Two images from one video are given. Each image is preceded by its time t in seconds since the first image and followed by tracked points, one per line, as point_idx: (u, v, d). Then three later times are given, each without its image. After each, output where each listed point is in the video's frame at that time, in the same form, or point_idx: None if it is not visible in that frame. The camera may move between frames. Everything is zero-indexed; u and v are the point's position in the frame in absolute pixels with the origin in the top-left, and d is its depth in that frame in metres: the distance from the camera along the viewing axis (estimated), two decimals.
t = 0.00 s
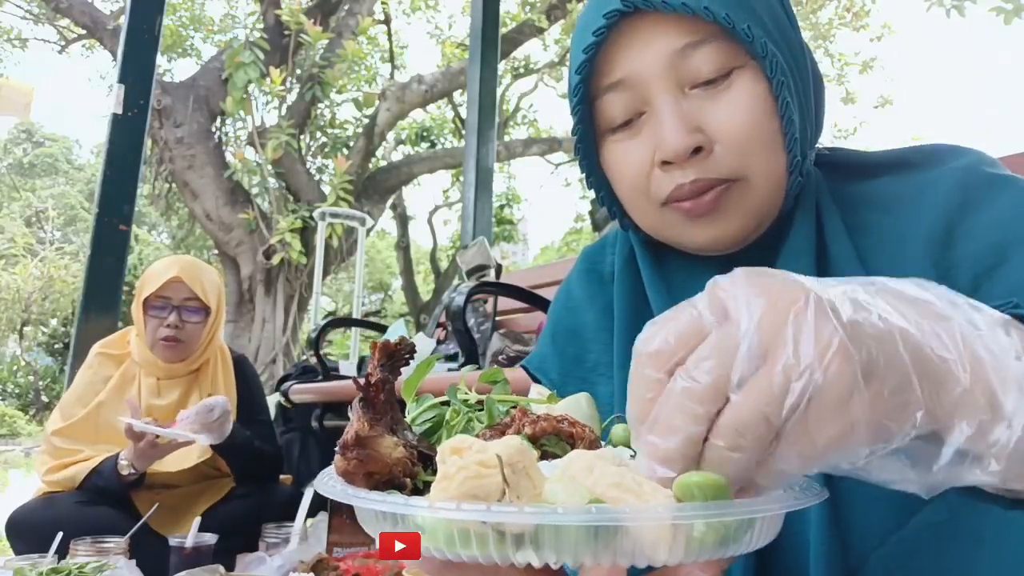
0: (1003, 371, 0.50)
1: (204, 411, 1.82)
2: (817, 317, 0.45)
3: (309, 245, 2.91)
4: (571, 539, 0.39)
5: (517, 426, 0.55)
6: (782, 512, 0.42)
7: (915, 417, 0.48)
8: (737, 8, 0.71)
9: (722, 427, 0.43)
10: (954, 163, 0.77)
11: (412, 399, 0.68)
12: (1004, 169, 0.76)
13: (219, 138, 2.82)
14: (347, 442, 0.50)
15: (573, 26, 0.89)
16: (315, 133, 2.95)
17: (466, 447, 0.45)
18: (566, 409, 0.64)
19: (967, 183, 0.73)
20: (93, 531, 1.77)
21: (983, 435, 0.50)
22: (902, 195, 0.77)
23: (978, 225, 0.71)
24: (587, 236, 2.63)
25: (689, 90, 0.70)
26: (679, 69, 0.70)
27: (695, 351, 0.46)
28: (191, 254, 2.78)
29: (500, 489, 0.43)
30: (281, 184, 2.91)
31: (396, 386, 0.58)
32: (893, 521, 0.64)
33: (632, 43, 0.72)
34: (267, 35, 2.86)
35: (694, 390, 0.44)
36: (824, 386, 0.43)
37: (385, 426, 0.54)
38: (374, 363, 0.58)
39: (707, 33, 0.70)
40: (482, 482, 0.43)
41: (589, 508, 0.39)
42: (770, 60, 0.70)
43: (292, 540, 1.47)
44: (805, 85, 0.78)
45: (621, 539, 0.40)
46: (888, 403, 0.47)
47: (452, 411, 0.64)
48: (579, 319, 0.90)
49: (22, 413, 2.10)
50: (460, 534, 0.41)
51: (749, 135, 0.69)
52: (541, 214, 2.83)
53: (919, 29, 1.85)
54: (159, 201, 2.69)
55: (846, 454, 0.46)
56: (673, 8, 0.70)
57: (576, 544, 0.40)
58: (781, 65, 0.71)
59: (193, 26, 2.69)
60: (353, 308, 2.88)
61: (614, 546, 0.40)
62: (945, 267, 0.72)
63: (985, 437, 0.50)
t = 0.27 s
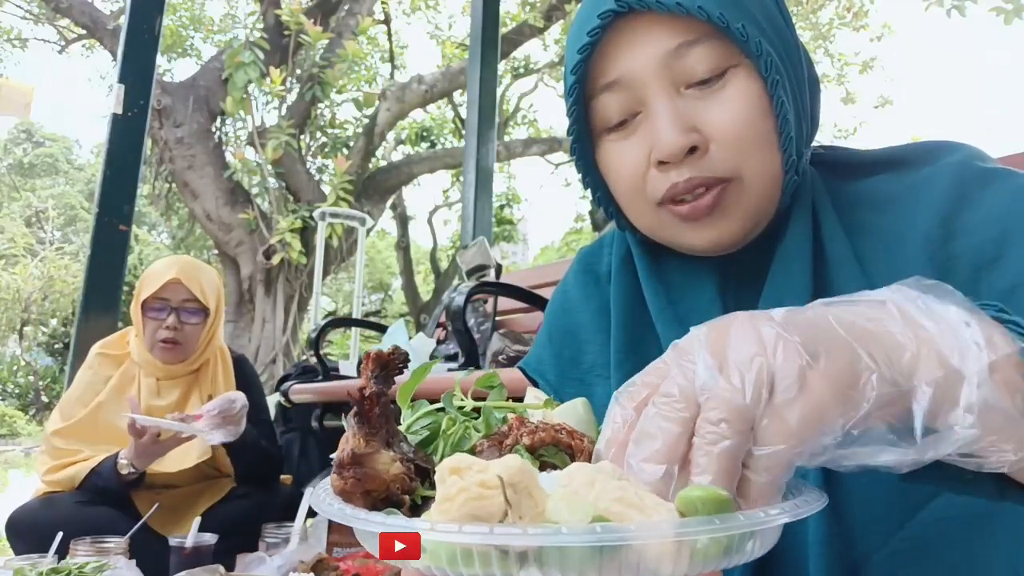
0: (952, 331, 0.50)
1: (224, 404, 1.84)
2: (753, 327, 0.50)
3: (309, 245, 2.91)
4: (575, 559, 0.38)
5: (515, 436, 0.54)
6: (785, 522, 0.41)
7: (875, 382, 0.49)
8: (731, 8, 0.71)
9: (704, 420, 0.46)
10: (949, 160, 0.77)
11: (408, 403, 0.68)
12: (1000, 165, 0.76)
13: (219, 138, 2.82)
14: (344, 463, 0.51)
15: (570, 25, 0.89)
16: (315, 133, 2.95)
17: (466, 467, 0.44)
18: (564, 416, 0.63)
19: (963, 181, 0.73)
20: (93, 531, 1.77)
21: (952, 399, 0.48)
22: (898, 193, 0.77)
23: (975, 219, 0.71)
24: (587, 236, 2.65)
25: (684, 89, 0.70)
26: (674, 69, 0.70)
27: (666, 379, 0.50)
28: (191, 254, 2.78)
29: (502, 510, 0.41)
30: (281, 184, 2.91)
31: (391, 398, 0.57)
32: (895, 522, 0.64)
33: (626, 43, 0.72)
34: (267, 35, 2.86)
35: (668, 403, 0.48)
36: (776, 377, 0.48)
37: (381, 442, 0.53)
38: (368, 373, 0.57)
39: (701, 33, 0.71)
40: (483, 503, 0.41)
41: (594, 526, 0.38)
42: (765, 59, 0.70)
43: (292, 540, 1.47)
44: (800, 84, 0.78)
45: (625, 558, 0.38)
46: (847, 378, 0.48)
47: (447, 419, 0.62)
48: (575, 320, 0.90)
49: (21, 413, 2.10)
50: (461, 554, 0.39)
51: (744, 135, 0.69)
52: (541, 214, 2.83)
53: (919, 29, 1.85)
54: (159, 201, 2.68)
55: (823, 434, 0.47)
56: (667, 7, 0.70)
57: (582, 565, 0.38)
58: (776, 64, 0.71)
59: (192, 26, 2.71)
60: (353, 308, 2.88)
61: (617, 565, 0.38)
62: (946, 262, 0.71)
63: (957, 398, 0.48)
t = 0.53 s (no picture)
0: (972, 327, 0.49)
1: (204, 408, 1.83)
2: (772, 288, 0.48)
3: (309, 245, 2.91)
4: (595, 540, 0.40)
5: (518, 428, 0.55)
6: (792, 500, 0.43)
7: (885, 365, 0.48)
8: (732, 9, 0.71)
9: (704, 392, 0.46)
10: (951, 162, 0.77)
11: (405, 405, 0.68)
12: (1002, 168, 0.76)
13: (219, 138, 2.82)
14: (354, 457, 0.50)
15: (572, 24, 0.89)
16: (315, 133, 2.95)
17: (484, 455, 0.45)
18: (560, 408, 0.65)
19: (966, 182, 0.73)
20: (93, 531, 1.77)
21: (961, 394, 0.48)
22: (899, 195, 0.77)
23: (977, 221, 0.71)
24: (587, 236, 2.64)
25: (685, 90, 0.70)
26: (675, 69, 0.70)
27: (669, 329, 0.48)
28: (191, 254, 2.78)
29: (524, 494, 0.43)
30: (281, 184, 2.91)
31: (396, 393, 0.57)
32: (896, 523, 0.65)
33: (628, 43, 0.72)
34: (267, 35, 2.86)
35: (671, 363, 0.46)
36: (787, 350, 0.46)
37: (389, 437, 0.53)
38: (371, 371, 0.57)
39: (702, 34, 0.70)
40: (503, 489, 0.42)
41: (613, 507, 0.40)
42: (766, 60, 0.70)
43: (292, 540, 1.48)
44: (802, 86, 0.78)
45: (643, 536, 0.40)
46: (854, 358, 0.47)
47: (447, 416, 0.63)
48: (577, 320, 0.90)
49: (22, 413, 2.10)
50: (480, 543, 0.41)
51: (745, 136, 0.69)
52: (541, 214, 2.83)
53: (919, 29, 1.85)
54: (159, 201, 2.67)
55: (819, 411, 0.47)
56: (668, 8, 0.70)
57: (601, 545, 0.40)
58: (776, 65, 0.71)
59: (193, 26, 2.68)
60: (353, 307, 2.88)
61: (635, 543, 0.41)
62: (945, 265, 0.71)
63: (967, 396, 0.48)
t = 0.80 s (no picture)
0: (978, 317, 0.50)
1: (212, 403, 1.83)
2: (787, 276, 0.48)
3: (309, 245, 2.91)
4: (584, 536, 0.40)
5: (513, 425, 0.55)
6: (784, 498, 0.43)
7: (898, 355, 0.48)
8: (731, 9, 0.71)
9: (720, 376, 0.45)
10: (950, 162, 0.77)
11: (403, 403, 0.69)
12: (1002, 168, 0.76)
13: (219, 138, 2.82)
14: (349, 450, 0.51)
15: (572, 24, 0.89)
16: (315, 133, 2.95)
17: (474, 448, 0.45)
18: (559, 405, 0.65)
19: (966, 182, 0.73)
20: (93, 531, 1.77)
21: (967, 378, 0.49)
22: (899, 195, 0.77)
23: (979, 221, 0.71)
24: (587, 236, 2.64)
25: (684, 90, 0.70)
26: (674, 69, 0.70)
27: (679, 317, 0.48)
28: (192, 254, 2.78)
29: (512, 488, 0.42)
30: (281, 184, 2.91)
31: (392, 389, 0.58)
32: (896, 523, 0.65)
33: (627, 43, 0.72)
34: (267, 35, 2.86)
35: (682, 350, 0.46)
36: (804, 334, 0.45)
37: (384, 432, 0.54)
38: (368, 366, 0.58)
39: (701, 34, 0.70)
40: (492, 482, 0.42)
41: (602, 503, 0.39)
42: (765, 61, 0.70)
43: (292, 540, 1.47)
44: (801, 86, 0.78)
45: (633, 533, 0.40)
46: (870, 345, 0.47)
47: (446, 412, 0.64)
48: (577, 320, 0.90)
49: (22, 413, 2.10)
50: (469, 533, 0.40)
51: (744, 136, 0.69)
52: (541, 214, 2.83)
53: (919, 29, 1.85)
54: (159, 200, 2.70)
55: (835, 402, 0.47)
56: (668, 8, 0.70)
57: (590, 538, 0.39)
58: (775, 65, 0.71)
59: (192, 25, 2.71)
60: (353, 308, 2.88)
61: (624, 541, 0.40)
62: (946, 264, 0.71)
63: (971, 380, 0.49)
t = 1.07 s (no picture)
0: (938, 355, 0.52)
1: (218, 403, 1.88)
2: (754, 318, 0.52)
3: (309, 245, 2.91)
4: (603, 555, 0.39)
5: (529, 432, 0.56)
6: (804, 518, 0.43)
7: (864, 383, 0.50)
8: (732, 8, 0.71)
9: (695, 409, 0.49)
10: (949, 164, 0.77)
11: (415, 402, 0.68)
12: (1000, 171, 0.76)
13: (219, 138, 2.82)
14: (366, 458, 0.50)
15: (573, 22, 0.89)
16: (315, 133, 2.95)
17: (494, 463, 0.45)
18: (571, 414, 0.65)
19: (965, 185, 0.74)
20: (93, 531, 1.77)
21: (938, 420, 0.50)
22: (898, 196, 0.78)
23: (977, 224, 0.71)
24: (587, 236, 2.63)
25: (683, 90, 0.70)
26: (674, 69, 0.70)
27: (664, 361, 0.53)
28: (191, 254, 2.78)
29: (532, 505, 0.43)
30: (281, 184, 2.91)
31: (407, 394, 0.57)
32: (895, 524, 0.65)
33: (627, 43, 0.72)
34: (267, 35, 2.86)
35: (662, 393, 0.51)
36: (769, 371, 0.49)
37: (399, 438, 0.54)
38: (384, 369, 0.57)
39: (701, 33, 0.70)
40: (511, 499, 0.43)
41: (622, 522, 0.39)
42: (765, 60, 0.70)
43: (292, 540, 1.47)
44: (801, 86, 0.78)
45: (651, 553, 0.40)
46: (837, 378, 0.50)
47: (458, 416, 0.64)
48: (577, 321, 0.90)
49: (21, 413, 2.10)
50: (489, 552, 0.41)
51: (744, 136, 0.69)
52: (541, 214, 2.83)
53: (919, 29, 1.85)
54: (159, 201, 2.67)
55: (807, 429, 0.49)
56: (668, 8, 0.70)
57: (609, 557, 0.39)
58: (776, 65, 0.71)
59: (192, 26, 2.68)
60: (353, 307, 2.88)
61: (644, 562, 0.40)
62: (947, 267, 0.72)
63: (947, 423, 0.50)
